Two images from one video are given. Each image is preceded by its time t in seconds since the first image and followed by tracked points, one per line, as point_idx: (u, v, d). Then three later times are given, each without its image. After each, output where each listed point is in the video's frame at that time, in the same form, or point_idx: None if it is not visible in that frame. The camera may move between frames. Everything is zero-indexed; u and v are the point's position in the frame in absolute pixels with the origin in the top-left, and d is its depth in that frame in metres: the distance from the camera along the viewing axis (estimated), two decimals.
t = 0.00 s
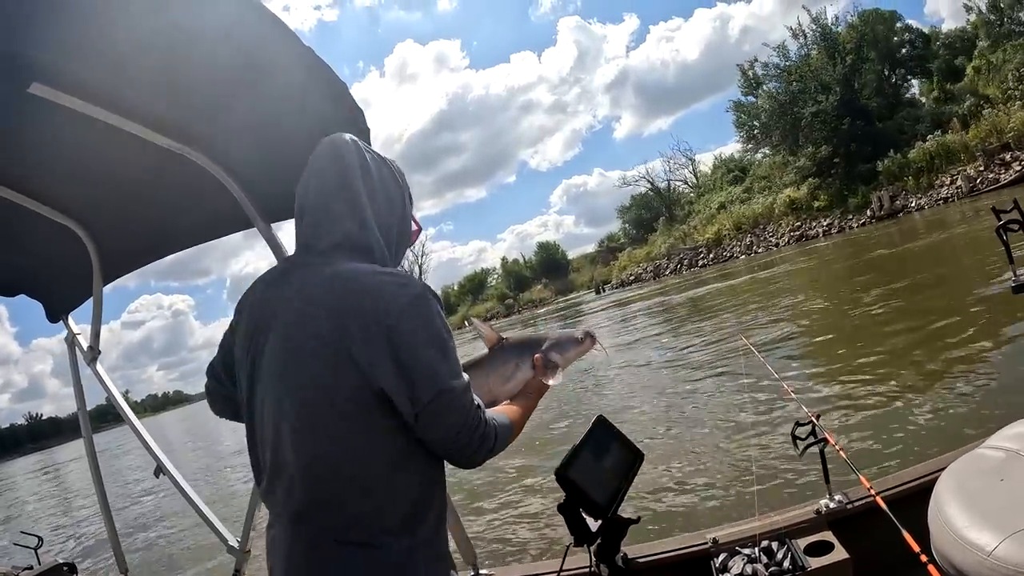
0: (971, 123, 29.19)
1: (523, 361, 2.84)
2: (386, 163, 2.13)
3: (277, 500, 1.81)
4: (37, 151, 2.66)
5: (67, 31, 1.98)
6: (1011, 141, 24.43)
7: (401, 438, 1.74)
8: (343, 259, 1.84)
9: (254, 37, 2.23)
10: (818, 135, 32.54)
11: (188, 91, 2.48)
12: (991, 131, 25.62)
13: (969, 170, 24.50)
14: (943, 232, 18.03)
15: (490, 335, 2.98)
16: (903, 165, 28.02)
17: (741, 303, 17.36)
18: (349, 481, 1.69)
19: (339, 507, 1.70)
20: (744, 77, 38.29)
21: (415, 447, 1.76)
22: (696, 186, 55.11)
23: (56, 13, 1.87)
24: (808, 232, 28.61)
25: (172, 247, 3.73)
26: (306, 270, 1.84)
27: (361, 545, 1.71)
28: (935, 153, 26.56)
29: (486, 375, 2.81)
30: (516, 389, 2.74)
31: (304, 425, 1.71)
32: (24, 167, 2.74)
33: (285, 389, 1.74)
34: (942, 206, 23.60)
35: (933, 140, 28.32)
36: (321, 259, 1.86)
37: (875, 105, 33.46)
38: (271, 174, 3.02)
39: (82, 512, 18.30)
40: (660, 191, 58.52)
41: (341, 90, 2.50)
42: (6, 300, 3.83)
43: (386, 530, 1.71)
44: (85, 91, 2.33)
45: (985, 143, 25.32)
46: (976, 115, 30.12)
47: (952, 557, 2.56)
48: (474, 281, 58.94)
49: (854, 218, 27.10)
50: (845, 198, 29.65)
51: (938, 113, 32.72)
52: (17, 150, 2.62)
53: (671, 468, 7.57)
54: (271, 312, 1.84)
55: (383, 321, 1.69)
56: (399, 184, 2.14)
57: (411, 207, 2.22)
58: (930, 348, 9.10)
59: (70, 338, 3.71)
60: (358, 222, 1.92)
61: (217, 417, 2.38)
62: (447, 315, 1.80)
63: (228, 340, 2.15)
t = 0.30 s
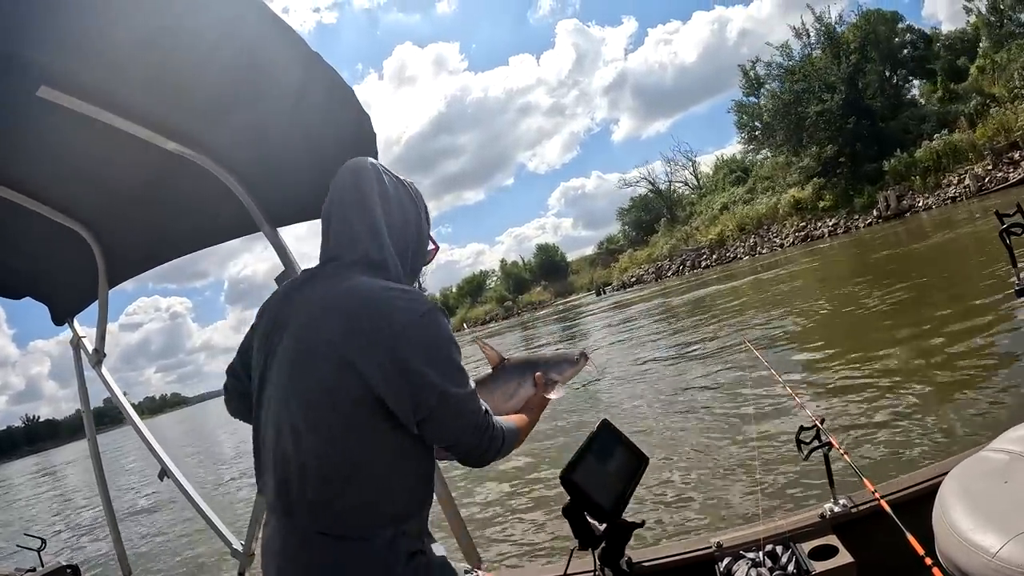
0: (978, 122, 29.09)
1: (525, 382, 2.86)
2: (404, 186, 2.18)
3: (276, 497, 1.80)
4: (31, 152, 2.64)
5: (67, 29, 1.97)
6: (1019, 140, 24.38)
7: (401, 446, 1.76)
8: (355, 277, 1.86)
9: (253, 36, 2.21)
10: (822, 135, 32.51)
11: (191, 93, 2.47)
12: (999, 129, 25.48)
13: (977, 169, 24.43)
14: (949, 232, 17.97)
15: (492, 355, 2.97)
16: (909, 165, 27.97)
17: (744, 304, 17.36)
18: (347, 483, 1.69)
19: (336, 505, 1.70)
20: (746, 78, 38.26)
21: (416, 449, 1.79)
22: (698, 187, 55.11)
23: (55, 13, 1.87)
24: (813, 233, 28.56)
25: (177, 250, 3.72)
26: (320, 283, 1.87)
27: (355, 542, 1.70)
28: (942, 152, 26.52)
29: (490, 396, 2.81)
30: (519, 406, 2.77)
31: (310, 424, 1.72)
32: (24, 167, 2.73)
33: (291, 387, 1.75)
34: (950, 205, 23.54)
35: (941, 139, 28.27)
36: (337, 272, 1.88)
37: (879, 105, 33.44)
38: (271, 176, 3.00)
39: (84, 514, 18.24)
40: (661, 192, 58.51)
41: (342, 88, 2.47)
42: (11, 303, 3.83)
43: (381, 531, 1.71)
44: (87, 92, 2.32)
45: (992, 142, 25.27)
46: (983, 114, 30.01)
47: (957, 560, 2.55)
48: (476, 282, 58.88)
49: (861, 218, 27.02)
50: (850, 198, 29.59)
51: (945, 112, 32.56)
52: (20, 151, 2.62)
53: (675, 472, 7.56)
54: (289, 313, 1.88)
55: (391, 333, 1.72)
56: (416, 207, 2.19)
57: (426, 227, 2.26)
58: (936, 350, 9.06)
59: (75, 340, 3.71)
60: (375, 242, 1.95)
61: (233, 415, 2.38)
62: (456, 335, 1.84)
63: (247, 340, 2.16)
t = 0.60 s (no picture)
0: (985, 122, 29.06)
1: (527, 395, 2.83)
2: (424, 186, 2.17)
3: (302, 495, 1.77)
4: (25, 151, 2.64)
5: (62, 30, 1.99)
6: None
7: (432, 441, 1.79)
8: (383, 267, 1.93)
9: (252, 39, 2.22)
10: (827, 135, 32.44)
11: (191, 95, 2.48)
12: (1007, 129, 25.47)
13: (985, 169, 24.39)
14: (954, 233, 17.95)
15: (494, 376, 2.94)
16: (915, 164, 27.94)
17: (747, 306, 17.38)
18: (384, 477, 1.70)
19: (374, 499, 1.70)
20: (749, 78, 38.30)
21: (443, 442, 1.83)
22: (700, 188, 55.14)
23: (51, 13, 1.88)
24: (817, 233, 28.54)
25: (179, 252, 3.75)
26: (349, 280, 1.87)
27: (393, 535, 1.71)
28: (950, 152, 26.51)
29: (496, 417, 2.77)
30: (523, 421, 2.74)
31: (346, 418, 1.72)
32: (21, 166, 2.73)
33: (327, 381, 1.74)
34: (957, 205, 23.49)
35: (948, 138, 28.25)
36: (365, 267, 1.92)
37: (883, 105, 33.42)
38: (270, 177, 3.01)
39: (85, 516, 18.21)
40: (663, 192, 58.55)
41: (343, 90, 2.48)
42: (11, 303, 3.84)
43: (417, 524, 1.73)
44: (84, 91, 2.32)
45: (1000, 141, 25.22)
46: (989, 114, 29.98)
47: (957, 561, 2.54)
48: (478, 284, 58.91)
49: (866, 218, 26.95)
50: (856, 198, 29.52)
51: (949, 112, 32.21)
52: (19, 152, 2.63)
53: (677, 472, 7.55)
54: (317, 308, 1.86)
55: (427, 329, 1.75)
56: (435, 206, 2.18)
57: (443, 227, 2.25)
58: (940, 350, 9.04)
59: (75, 339, 3.72)
60: (397, 241, 1.99)
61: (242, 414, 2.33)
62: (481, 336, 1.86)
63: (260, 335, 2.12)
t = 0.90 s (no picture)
0: (993, 121, 29.03)
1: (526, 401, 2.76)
2: (452, 175, 2.18)
3: (361, 485, 1.69)
4: (22, 152, 2.65)
5: (56, 34, 2.00)
6: None
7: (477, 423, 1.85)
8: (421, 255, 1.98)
9: (250, 43, 2.24)
10: (831, 135, 32.36)
11: (192, 99, 2.51)
12: (1015, 128, 25.46)
13: (993, 168, 24.37)
14: (958, 234, 17.91)
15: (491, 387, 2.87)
16: (921, 165, 27.89)
17: (749, 307, 17.38)
18: (450, 453, 1.73)
19: (441, 479, 1.70)
20: (751, 79, 38.25)
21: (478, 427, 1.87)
22: (702, 189, 55.11)
23: (45, 14, 1.89)
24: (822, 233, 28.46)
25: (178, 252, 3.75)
26: (395, 268, 1.88)
27: (458, 513, 1.72)
28: (957, 151, 26.58)
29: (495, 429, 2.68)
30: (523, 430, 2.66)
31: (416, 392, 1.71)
32: (17, 166, 2.75)
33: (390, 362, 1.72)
34: (965, 204, 23.45)
35: (955, 138, 28.31)
36: (401, 254, 1.95)
37: (887, 105, 33.39)
38: (269, 177, 3.01)
39: (86, 517, 18.17)
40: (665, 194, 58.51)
41: (344, 95, 2.50)
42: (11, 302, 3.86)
43: (473, 501, 1.76)
44: (84, 91, 2.33)
45: (1008, 141, 25.20)
46: (995, 114, 29.93)
47: (956, 563, 2.55)
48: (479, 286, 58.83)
49: (873, 218, 26.87)
50: (861, 198, 29.46)
51: (955, 111, 32.58)
52: (16, 153, 2.65)
53: (678, 472, 7.54)
54: (369, 291, 1.83)
55: (483, 309, 1.84)
56: (462, 196, 2.18)
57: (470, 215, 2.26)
58: (942, 350, 9.03)
59: (74, 339, 3.73)
60: (425, 230, 2.03)
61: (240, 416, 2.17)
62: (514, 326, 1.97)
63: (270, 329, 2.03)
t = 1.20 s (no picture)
0: (1000, 119, 29.24)
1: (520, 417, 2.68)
2: (455, 171, 2.17)
3: (387, 477, 1.67)
4: (23, 152, 2.63)
5: (58, 35, 1.99)
6: None
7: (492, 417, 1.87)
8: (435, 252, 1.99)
9: (252, 42, 2.23)
10: (834, 135, 32.32)
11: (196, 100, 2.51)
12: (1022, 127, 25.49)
13: (1001, 167, 24.36)
14: (962, 235, 17.93)
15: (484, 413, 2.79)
16: (927, 164, 27.90)
17: (752, 308, 17.38)
18: (474, 444, 1.74)
19: (466, 468, 1.71)
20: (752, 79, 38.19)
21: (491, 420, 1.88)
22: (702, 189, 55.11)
23: (46, 14, 1.87)
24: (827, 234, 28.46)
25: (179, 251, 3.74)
26: (410, 264, 1.88)
27: (484, 502, 1.72)
28: (964, 150, 26.55)
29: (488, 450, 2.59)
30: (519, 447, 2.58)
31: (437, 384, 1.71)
32: (18, 165, 2.72)
33: (414, 353, 1.72)
34: (975, 203, 23.42)
35: (963, 136, 28.30)
36: (413, 250, 1.95)
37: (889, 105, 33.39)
38: (269, 176, 3.00)
39: (86, 518, 18.07)
40: (665, 194, 58.49)
41: (344, 95, 2.51)
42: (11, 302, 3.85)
43: (495, 489, 1.76)
44: (86, 91, 2.32)
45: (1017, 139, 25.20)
46: (1001, 114, 29.95)
47: (958, 565, 2.54)
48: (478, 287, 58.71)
49: (879, 218, 26.85)
50: (866, 198, 29.44)
51: (961, 110, 33.14)
52: (16, 154, 2.63)
53: (680, 473, 7.53)
54: (389, 284, 1.82)
55: (497, 305, 1.88)
56: (466, 191, 2.17)
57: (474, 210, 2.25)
58: (945, 351, 9.02)
59: (74, 339, 3.71)
60: (428, 224, 2.03)
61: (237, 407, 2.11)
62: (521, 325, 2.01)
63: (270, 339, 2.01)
